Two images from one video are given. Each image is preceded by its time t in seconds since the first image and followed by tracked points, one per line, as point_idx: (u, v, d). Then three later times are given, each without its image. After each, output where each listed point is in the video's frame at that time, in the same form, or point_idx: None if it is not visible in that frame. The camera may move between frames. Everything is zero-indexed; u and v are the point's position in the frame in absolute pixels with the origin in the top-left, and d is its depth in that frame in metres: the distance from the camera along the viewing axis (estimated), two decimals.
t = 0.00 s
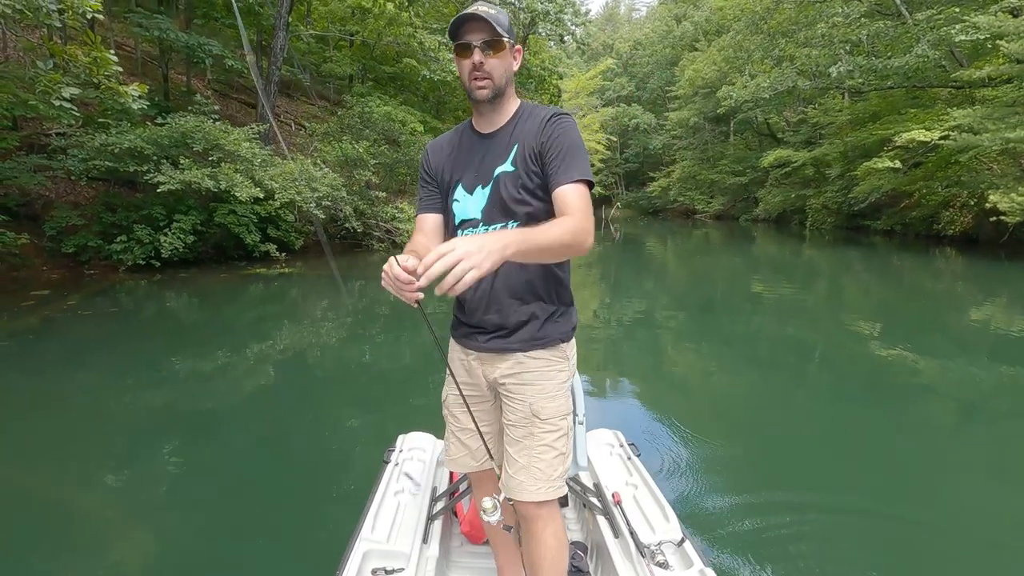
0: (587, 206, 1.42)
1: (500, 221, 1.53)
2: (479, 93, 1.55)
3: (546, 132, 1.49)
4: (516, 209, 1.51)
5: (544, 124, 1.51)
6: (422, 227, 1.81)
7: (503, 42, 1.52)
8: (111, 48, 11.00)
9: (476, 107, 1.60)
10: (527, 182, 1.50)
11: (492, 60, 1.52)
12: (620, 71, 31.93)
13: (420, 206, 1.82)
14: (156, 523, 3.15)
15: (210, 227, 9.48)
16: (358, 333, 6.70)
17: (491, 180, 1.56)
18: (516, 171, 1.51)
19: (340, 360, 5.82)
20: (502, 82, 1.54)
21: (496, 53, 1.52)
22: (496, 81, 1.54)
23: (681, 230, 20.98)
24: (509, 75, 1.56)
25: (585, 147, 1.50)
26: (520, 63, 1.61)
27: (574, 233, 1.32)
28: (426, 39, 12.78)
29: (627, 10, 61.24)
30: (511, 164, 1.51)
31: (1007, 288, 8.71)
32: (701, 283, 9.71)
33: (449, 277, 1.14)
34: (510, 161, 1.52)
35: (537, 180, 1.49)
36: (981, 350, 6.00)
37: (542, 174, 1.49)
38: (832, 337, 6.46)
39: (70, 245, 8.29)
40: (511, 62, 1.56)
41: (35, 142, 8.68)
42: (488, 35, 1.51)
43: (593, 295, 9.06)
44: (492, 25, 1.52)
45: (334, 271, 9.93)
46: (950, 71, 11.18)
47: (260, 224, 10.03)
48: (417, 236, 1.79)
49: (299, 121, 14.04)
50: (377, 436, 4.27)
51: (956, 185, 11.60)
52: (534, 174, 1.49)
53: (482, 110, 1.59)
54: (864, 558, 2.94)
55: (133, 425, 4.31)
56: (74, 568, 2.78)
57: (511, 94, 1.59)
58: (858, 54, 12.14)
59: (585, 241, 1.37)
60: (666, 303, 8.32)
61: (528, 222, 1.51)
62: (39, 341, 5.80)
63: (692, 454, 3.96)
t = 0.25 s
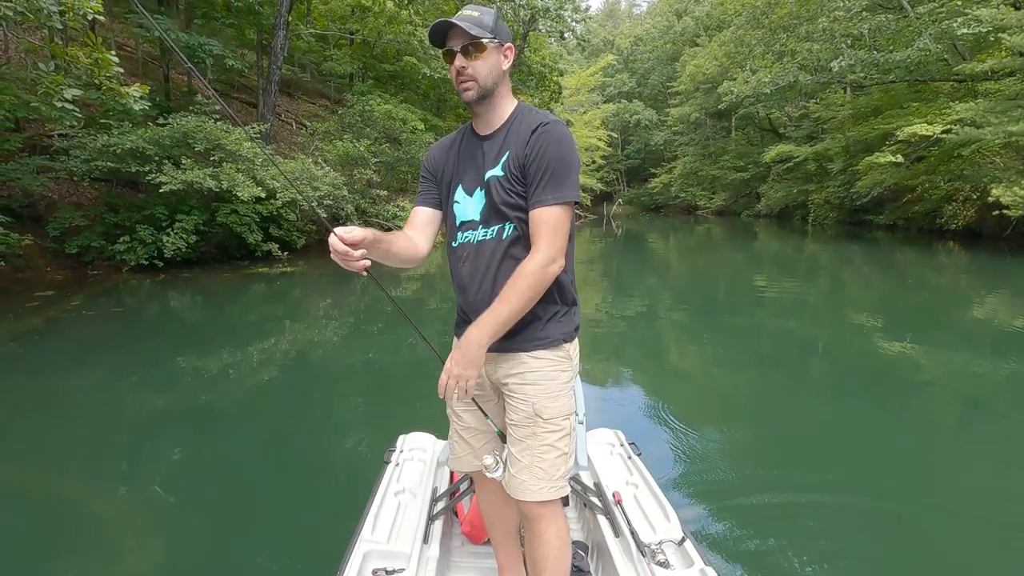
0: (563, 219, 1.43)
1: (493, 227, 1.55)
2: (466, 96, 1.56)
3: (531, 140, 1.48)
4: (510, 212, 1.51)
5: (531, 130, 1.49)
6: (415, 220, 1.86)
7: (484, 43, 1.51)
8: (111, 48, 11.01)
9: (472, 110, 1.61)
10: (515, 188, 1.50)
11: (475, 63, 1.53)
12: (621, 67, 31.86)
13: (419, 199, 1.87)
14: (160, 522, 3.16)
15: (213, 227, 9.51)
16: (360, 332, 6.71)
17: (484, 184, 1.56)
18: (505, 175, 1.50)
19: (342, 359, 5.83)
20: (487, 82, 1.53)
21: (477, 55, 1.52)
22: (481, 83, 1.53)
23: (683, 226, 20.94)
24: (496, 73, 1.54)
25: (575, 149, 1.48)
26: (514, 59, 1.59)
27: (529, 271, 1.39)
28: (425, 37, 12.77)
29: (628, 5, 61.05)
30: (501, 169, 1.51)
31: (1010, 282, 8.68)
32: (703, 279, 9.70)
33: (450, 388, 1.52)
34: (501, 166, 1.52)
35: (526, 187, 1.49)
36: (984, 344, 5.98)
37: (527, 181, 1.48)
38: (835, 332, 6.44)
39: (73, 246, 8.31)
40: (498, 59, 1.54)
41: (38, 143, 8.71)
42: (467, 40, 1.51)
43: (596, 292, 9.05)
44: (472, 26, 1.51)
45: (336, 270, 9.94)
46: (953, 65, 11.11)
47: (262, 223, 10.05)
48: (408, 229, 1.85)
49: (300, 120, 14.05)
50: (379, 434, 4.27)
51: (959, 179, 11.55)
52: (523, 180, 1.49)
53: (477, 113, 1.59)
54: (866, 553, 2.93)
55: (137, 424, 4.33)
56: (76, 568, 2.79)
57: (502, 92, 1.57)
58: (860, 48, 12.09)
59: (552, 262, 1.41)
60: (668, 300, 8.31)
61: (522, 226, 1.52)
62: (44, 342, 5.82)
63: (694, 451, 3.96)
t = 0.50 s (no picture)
0: (565, 223, 1.43)
1: (498, 230, 1.56)
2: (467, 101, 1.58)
3: (537, 143, 1.48)
4: (516, 215, 1.53)
5: (536, 134, 1.49)
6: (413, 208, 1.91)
7: (475, 49, 1.52)
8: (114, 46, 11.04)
9: (480, 113, 1.62)
10: (522, 191, 1.50)
11: (471, 70, 1.55)
12: (622, 70, 31.90)
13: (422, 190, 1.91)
14: (161, 518, 3.17)
15: (214, 224, 9.53)
16: (361, 330, 6.72)
17: (490, 186, 1.57)
18: (511, 179, 1.52)
19: (342, 357, 5.83)
20: (486, 85, 1.55)
21: (471, 62, 1.54)
22: (480, 87, 1.55)
23: (683, 229, 20.93)
24: (496, 75, 1.55)
25: (579, 147, 1.48)
26: (516, 54, 1.58)
27: (529, 274, 1.41)
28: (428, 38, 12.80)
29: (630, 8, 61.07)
30: (507, 172, 1.52)
31: (1008, 287, 8.70)
32: (703, 282, 9.70)
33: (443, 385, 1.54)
34: (507, 169, 1.53)
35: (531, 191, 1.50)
36: (983, 350, 5.99)
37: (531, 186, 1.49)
38: (835, 336, 6.45)
39: (75, 242, 8.33)
40: (497, 61, 1.55)
41: (40, 139, 8.71)
42: (458, 50, 1.53)
43: (596, 293, 9.06)
44: (467, 32, 1.52)
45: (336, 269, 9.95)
46: (954, 71, 11.13)
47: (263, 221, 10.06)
48: (402, 218, 1.90)
49: (301, 119, 14.06)
50: (379, 433, 4.28)
51: (959, 185, 11.58)
52: (528, 184, 1.49)
53: (487, 116, 1.62)
54: (864, 557, 2.94)
55: (137, 421, 4.33)
56: (76, 564, 2.80)
57: (506, 94, 1.58)
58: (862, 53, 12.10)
59: (549, 265, 1.42)
60: (668, 302, 8.31)
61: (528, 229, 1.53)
62: (44, 337, 5.83)
63: (694, 453, 3.96)
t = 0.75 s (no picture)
0: (535, 222, 1.42)
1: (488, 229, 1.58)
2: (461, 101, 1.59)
3: (521, 143, 1.48)
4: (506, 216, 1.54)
5: (522, 133, 1.49)
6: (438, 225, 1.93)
7: (465, 49, 1.52)
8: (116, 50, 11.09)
9: (477, 113, 1.63)
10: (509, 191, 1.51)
11: (463, 70, 1.55)
12: (622, 70, 31.91)
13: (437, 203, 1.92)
14: (162, 519, 3.19)
15: (216, 228, 9.56)
16: (362, 332, 6.73)
17: (484, 187, 1.59)
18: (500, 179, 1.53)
19: (343, 359, 5.84)
20: (478, 86, 1.55)
21: (462, 62, 1.53)
22: (472, 88, 1.56)
23: (684, 229, 20.93)
24: (488, 76, 1.55)
25: (566, 143, 1.46)
26: (510, 52, 1.57)
27: (486, 265, 1.41)
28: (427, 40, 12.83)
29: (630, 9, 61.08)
30: (498, 172, 1.54)
31: (1009, 285, 8.68)
32: (704, 282, 9.69)
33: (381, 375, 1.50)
34: (498, 169, 1.54)
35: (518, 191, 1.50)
36: (984, 348, 5.98)
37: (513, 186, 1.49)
38: (835, 335, 6.44)
39: (77, 246, 8.36)
40: (488, 61, 1.54)
41: (42, 143, 8.75)
42: (449, 51, 1.53)
43: (597, 294, 9.05)
44: (458, 32, 1.52)
45: (337, 271, 9.97)
46: (954, 69, 11.11)
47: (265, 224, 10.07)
48: (432, 238, 1.94)
49: (302, 121, 14.09)
50: (379, 434, 4.29)
51: (960, 183, 11.56)
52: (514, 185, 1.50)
53: (483, 115, 1.62)
54: (863, 555, 2.94)
55: (138, 423, 4.35)
56: (75, 567, 2.80)
57: (498, 94, 1.57)
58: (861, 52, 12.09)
59: (510, 260, 1.41)
60: (669, 302, 8.31)
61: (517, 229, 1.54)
62: (47, 340, 5.86)
63: (694, 452, 3.96)
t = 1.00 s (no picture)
0: (490, 207, 1.40)
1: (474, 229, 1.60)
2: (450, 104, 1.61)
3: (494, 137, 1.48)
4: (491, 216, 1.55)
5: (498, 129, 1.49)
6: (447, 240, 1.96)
7: (449, 52, 1.52)
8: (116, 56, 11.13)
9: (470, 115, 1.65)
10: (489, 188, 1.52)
11: (450, 74, 1.56)
12: (622, 69, 31.90)
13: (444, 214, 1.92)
14: (165, 520, 3.20)
15: (218, 231, 9.58)
16: (363, 334, 6.74)
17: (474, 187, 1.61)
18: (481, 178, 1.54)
19: (345, 361, 5.85)
20: (464, 88, 1.56)
21: (447, 66, 1.55)
22: (458, 90, 1.57)
23: (685, 228, 20.90)
24: (473, 77, 1.55)
25: (535, 139, 1.43)
26: (495, 52, 1.56)
27: (425, 239, 1.40)
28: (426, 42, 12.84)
29: (629, 7, 61.04)
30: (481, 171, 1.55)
31: (1012, 280, 8.65)
32: (705, 280, 9.68)
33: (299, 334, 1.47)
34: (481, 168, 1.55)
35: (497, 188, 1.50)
36: (987, 343, 5.96)
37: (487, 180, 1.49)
38: (837, 332, 6.43)
39: (80, 251, 8.40)
40: (472, 62, 1.54)
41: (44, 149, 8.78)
42: (434, 56, 1.54)
43: (598, 293, 9.04)
44: (442, 35, 1.52)
45: (338, 273, 9.98)
46: (954, 64, 11.09)
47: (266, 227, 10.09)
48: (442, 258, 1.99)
49: (303, 124, 14.12)
50: (381, 435, 4.30)
51: (961, 178, 11.52)
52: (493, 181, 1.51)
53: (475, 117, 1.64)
54: (864, 551, 2.94)
55: (141, 426, 4.37)
56: (77, 569, 2.82)
57: (485, 95, 1.57)
58: (861, 47, 12.07)
59: (450, 239, 1.40)
60: (671, 301, 8.30)
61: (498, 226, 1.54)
62: (50, 345, 5.89)
63: (697, 450, 3.96)
